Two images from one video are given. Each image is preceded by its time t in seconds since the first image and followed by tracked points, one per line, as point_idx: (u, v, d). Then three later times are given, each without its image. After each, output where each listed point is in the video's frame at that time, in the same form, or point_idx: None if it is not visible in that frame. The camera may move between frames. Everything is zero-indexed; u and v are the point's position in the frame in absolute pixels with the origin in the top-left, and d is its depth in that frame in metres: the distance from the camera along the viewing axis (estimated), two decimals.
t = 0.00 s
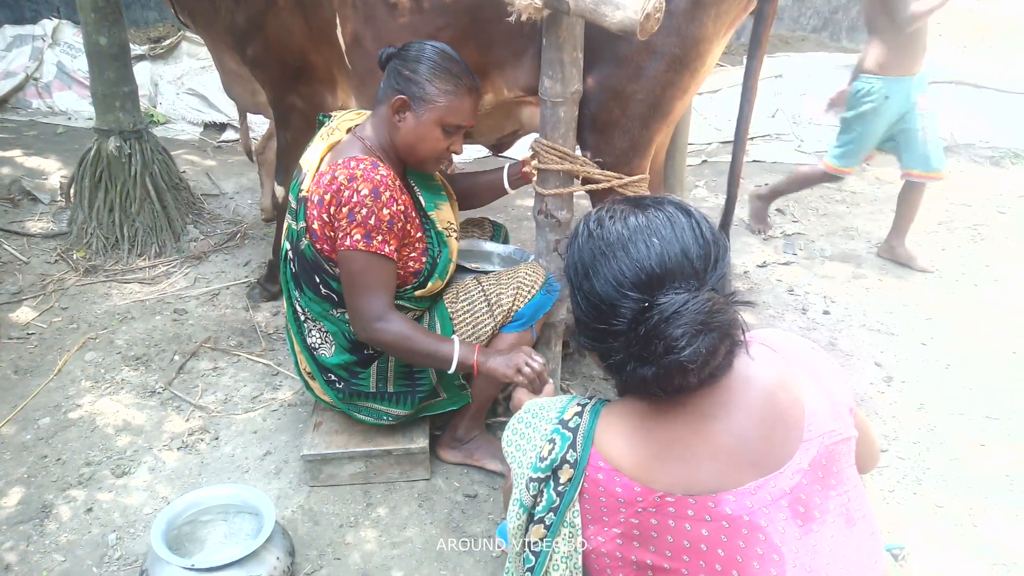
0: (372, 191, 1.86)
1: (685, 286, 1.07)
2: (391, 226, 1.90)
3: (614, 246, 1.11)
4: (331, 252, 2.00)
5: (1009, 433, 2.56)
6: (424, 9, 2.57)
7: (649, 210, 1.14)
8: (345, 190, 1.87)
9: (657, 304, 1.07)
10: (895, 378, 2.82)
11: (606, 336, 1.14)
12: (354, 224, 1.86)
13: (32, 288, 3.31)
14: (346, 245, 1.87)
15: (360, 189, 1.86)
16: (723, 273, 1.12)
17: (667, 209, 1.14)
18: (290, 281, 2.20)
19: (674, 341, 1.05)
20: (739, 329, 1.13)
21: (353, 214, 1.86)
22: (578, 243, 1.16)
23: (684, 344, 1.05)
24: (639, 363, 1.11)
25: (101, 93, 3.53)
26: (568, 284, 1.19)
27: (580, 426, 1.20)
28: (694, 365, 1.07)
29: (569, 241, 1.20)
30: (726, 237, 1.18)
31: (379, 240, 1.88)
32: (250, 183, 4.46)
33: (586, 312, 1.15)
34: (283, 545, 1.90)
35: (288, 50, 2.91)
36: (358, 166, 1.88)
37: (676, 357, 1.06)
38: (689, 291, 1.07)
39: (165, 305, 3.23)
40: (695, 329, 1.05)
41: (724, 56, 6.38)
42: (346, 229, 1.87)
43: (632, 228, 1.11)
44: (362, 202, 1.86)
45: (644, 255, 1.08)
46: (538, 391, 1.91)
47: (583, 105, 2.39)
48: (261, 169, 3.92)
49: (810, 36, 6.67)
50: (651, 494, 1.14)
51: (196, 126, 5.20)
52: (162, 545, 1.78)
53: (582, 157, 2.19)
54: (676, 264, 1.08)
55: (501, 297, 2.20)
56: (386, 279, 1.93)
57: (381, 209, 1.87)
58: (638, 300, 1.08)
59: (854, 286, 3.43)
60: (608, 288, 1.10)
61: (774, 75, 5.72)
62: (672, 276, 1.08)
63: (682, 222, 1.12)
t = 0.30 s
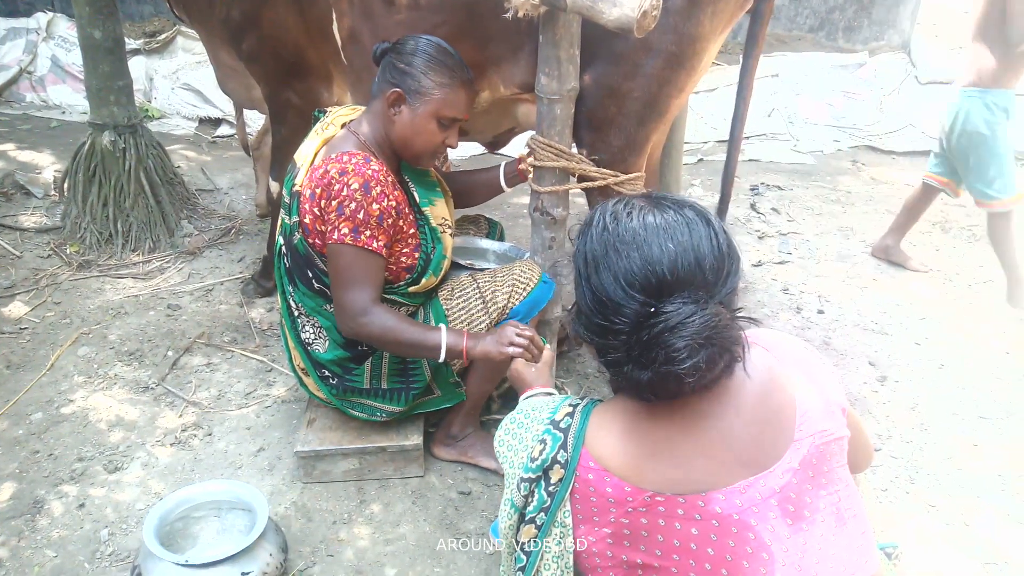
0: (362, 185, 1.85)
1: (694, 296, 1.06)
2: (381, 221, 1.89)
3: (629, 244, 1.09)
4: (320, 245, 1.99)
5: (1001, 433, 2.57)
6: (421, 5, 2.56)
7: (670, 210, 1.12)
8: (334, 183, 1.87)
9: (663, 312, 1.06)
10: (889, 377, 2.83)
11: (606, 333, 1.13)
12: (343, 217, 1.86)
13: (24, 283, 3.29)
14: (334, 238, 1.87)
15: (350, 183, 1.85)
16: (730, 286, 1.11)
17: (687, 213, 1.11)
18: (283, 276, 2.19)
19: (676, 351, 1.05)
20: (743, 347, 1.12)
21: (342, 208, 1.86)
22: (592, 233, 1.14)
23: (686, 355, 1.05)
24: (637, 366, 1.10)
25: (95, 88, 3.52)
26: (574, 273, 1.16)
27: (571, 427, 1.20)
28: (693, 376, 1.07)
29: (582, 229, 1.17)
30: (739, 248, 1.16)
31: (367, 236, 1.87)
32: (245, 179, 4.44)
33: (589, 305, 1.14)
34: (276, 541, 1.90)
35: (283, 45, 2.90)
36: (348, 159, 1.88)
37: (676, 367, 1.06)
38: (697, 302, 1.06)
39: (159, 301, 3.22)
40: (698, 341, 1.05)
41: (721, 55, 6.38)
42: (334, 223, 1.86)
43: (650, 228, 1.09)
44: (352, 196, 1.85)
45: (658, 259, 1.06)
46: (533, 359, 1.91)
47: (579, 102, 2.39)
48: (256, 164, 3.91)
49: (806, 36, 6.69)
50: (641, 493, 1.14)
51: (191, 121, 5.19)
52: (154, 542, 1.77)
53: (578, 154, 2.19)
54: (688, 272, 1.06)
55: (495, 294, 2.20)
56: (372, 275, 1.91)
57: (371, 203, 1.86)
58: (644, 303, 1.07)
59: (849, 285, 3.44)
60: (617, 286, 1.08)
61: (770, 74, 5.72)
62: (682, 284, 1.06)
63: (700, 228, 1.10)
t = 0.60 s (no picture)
0: (348, 171, 1.85)
1: (704, 304, 1.06)
2: (368, 207, 1.87)
3: (643, 246, 1.07)
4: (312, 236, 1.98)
5: (997, 433, 2.57)
6: (420, 2, 2.55)
7: (685, 213, 1.10)
8: (321, 170, 1.86)
9: (673, 319, 1.06)
10: (886, 377, 2.83)
11: (612, 333, 1.12)
12: (329, 203, 1.84)
13: (21, 278, 3.28)
14: (320, 224, 1.85)
15: (336, 169, 1.85)
16: (738, 294, 1.12)
17: (703, 217, 1.10)
18: (279, 272, 2.19)
19: (683, 360, 1.05)
20: (748, 355, 1.13)
21: (328, 194, 1.85)
22: (605, 230, 1.12)
23: (693, 364, 1.05)
24: (643, 370, 1.10)
25: (93, 83, 3.51)
26: (582, 268, 1.15)
27: (568, 427, 1.19)
28: (697, 383, 1.08)
29: (594, 224, 1.15)
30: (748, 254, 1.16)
31: (353, 221, 1.85)
32: (242, 175, 4.44)
33: (597, 304, 1.12)
34: (272, 538, 1.90)
35: (282, 42, 2.89)
36: (336, 148, 1.88)
37: (682, 374, 1.06)
38: (707, 310, 1.06)
39: (156, 297, 3.21)
40: (706, 351, 1.05)
41: (719, 54, 6.38)
42: (321, 209, 1.85)
43: (666, 231, 1.08)
44: (337, 181, 1.84)
45: (671, 264, 1.06)
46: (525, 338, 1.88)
47: (578, 100, 2.39)
48: (254, 161, 3.90)
49: (805, 35, 6.69)
50: (637, 492, 1.14)
51: (189, 117, 5.18)
52: (150, 538, 1.77)
53: (576, 153, 2.19)
54: (700, 279, 1.06)
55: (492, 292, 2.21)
56: (360, 259, 1.87)
57: (356, 188, 1.85)
58: (654, 308, 1.06)
59: (846, 285, 3.44)
60: (627, 288, 1.08)
61: (770, 74, 5.70)
62: (694, 292, 1.06)
63: (715, 235, 1.09)
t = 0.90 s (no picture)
0: (342, 157, 1.85)
1: (702, 294, 1.06)
2: (363, 191, 1.86)
3: (640, 237, 1.08)
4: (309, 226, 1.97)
5: (991, 430, 2.58)
6: None
7: (684, 205, 1.10)
8: (316, 158, 1.87)
9: (671, 309, 1.05)
10: (880, 373, 2.84)
11: (611, 324, 1.12)
12: (324, 188, 1.84)
13: (14, 272, 3.27)
14: (316, 210, 1.84)
15: (330, 155, 1.85)
16: (737, 286, 1.11)
17: (702, 209, 1.10)
18: (274, 266, 2.19)
19: (681, 349, 1.05)
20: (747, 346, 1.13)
21: (323, 180, 1.85)
22: (604, 222, 1.12)
23: (691, 353, 1.05)
24: (641, 360, 1.10)
25: (88, 76, 3.49)
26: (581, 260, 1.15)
27: (572, 413, 1.19)
28: (695, 373, 1.07)
29: (593, 216, 1.15)
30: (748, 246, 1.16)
31: (348, 206, 1.83)
32: (237, 169, 4.42)
33: (596, 295, 1.13)
34: (266, 532, 1.89)
35: (277, 36, 2.88)
36: (329, 137, 1.88)
37: (679, 363, 1.06)
38: (705, 300, 1.06)
39: (150, 291, 3.20)
40: (703, 340, 1.05)
41: (716, 51, 6.37)
42: (317, 195, 1.85)
43: (664, 222, 1.08)
44: (330, 167, 1.84)
45: (669, 255, 1.06)
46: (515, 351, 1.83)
47: (574, 96, 2.39)
48: (249, 155, 3.89)
49: (802, 32, 6.69)
50: (638, 481, 1.14)
51: (183, 111, 5.16)
52: (144, 532, 1.77)
53: (573, 148, 2.18)
54: (698, 270, 1.06)
55: (489, 286, 2.21)
56: (357, 246, 1.84)
57: (350, 173, 1.84)
58: (652, 298, 1.07)
59: (842, 282, 3.45)
60: (625, 279, 1.08)
61: (766, 70, 5.70)
62: (692, 282, 1.06)
63: (714, 226, 1.09)
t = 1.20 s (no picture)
0: (337, 159, 1.84)
1: (703, 292, 1.06)
2: (359, 195, 1.86)
3: (643, 233, 1.07)
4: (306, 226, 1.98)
5: (985, 428, 2.59)
6: None
7: (686, 202, 1.10)
8: (309, 160, 1.86)
9: (672, 307, 1.05)
10: (875, 371, 2.85)
11: (610, 322, 1.12)
12: (320, 193, 1.84)
13: (7, 268, 3.25)
14: (313, 215, 1.84)
15: (325, 158, 1.84)
16: (739, 285, 1.11)
17: (704, 206, 1.10)
18: (268, 264, 2.18)
19: (682, 348, 1.04)
20: (748, 346, 1.12)
21: (319, 183, 1.84)
22: (605, 219, 1.12)
23: (692, 352, 1.04)
24: (641, 359, 1.09)
25: (81, 71, 3.47)
26: (582, 257, 1.14)
27: (570, 415, 1.18)
28: (696, 373, 1.07)
29: (594, 213, 1.15)
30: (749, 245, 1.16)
31: (346, 210, 1.84)
32: (232, 166, 4.41)
33: (596, 293, 1.12)
34: (259, 530, 1.89)
35: (273, 32, 2.87)
36: (323, 138, 1.87)
37: (680, 363, 1.05)
38: (707, 299, 1.05)
39: (144, 288, 3.19)
40: (704, 339, 1.04)
41: (712, 48, 6.37)
42: (313, 199, 1.84)
43: (666, 219, 1.07)
44: (325, 170, 1.84)
45: (671, 252, 1.05)
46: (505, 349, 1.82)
47: (570, 93, 2.38)
48: (244, 152, 3.88)
49: (798, 30, 6.70)
50: (639, 486, 1.14)
51: (178, 107, 5.14)
52: (137, 529, 1.77)
53: (568, 145, 2.18)
54: (700, 267, 1.06)
55: (484, 285, 2.21)
56: (356, 247, 1.86)
57: (346, 177, 1.84)
58: (653, 295, 1.06)
59: (837, 280, 3.45)
60: (626, 276, 1.07)
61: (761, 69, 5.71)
62: (694, 280, 1.06)
63: (716, 224, 1.09)
